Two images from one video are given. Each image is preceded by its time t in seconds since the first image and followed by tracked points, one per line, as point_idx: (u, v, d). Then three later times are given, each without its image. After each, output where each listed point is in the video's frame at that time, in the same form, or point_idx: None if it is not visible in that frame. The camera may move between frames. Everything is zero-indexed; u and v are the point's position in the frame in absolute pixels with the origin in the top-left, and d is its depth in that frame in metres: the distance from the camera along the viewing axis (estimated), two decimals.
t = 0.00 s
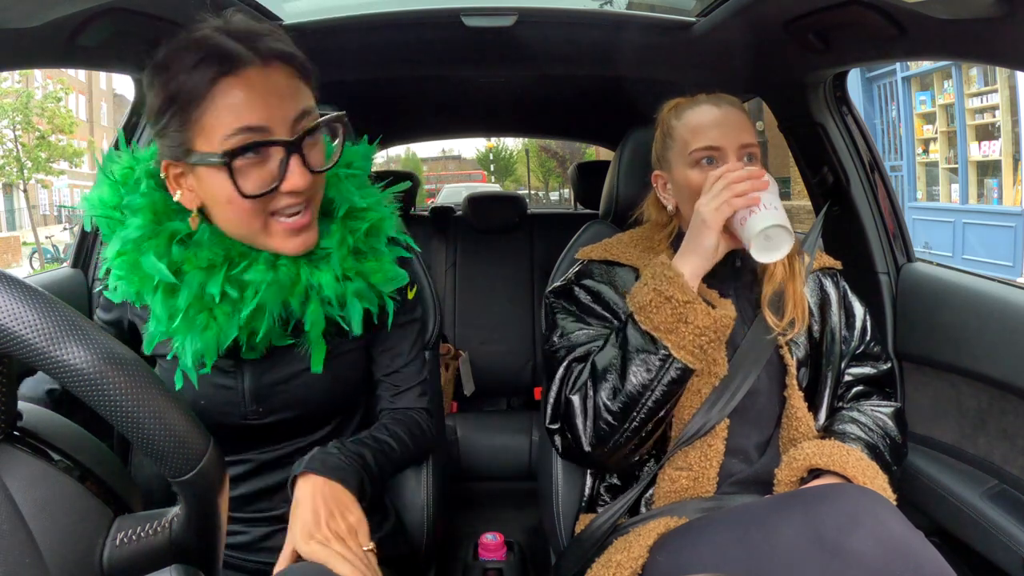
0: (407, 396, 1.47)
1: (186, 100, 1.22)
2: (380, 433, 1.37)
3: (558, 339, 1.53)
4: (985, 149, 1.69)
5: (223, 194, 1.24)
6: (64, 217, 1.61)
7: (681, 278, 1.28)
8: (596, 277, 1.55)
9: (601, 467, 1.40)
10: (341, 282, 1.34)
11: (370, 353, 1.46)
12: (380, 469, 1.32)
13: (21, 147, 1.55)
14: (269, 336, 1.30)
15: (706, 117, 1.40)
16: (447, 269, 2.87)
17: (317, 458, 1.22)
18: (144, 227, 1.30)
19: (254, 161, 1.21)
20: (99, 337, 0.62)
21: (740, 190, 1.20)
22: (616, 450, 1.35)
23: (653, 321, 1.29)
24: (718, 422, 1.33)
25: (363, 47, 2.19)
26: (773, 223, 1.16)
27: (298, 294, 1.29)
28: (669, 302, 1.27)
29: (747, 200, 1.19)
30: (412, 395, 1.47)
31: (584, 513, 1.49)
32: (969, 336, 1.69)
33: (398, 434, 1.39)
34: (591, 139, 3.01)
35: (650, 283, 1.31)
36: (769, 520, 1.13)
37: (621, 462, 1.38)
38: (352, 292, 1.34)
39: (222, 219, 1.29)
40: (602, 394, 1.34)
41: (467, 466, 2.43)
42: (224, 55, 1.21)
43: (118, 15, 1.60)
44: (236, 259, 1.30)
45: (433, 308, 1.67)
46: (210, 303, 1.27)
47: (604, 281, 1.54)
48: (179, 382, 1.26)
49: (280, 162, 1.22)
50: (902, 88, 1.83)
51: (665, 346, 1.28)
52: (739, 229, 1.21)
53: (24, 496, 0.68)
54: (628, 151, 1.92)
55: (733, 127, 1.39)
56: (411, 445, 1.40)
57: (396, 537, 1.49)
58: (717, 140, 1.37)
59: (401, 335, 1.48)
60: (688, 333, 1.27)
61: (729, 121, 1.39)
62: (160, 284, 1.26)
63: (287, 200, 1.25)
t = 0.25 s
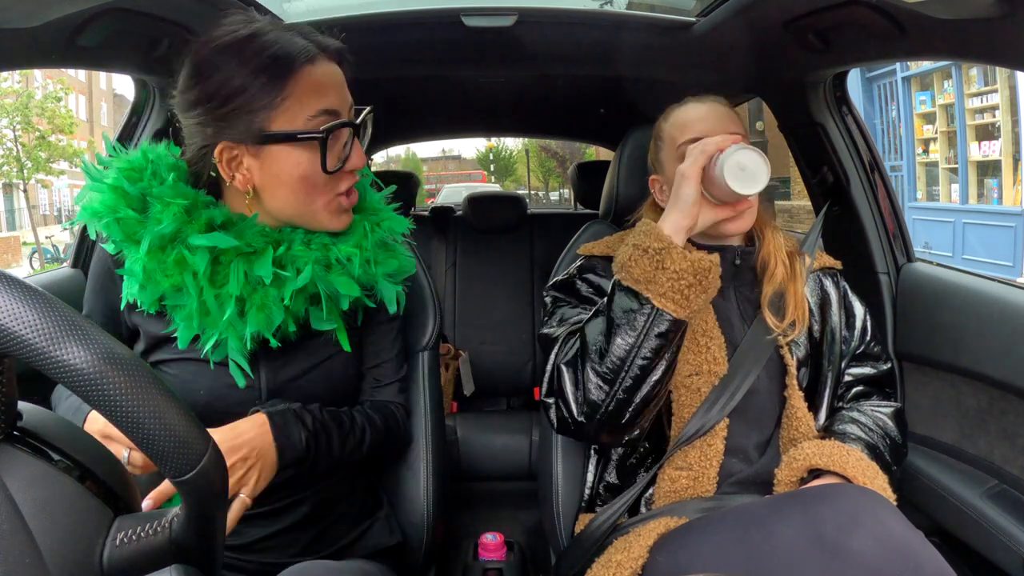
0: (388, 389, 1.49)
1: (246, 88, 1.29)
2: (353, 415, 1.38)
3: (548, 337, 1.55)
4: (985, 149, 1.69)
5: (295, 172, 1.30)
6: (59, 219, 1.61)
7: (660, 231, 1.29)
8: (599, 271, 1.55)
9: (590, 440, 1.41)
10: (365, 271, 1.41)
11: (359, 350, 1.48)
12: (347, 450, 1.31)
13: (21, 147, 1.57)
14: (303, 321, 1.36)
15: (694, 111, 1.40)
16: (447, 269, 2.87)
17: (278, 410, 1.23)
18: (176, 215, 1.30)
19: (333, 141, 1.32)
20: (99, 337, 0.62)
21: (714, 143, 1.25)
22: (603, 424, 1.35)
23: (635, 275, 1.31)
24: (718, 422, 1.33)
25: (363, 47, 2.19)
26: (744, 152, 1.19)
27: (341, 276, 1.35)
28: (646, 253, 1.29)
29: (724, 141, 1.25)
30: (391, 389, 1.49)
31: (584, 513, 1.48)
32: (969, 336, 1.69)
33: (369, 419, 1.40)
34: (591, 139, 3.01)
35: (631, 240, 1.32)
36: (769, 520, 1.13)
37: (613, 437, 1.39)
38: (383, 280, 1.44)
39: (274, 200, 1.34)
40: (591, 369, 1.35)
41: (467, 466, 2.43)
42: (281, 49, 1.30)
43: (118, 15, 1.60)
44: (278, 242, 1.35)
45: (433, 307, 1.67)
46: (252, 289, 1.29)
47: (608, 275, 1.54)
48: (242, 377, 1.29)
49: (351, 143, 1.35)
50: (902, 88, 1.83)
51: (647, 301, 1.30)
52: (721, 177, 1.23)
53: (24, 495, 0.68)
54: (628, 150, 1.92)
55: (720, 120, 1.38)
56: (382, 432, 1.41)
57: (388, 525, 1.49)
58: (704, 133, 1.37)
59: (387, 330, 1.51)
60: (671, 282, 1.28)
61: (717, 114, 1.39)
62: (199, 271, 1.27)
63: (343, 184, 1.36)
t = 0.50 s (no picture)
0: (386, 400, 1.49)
1: (237, 83, 1.29)
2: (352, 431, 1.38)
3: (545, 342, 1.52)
4: (985, 149, 1.69)
5: (283, 168, 1.30)
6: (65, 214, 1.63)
7: (650, 212, 1.31)
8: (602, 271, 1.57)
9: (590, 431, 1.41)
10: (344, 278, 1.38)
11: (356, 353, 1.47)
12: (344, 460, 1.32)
13: (21, 146, 1.57)
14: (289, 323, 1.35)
15: (690, 112, 1.40)
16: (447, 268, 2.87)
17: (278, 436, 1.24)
18: (160, 215, 1.31)
19: (320, 137, 1.32)
20: (99, 337, 0.62)
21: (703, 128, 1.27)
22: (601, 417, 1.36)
23: (628, 260, 1.33)
24: (717, 422, 1.33)
25: (363, 47, 2.19)
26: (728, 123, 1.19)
27: (320, 278, 1.33)
28: (638, 236, 1.31)
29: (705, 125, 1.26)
30: (387, 398, 1.49)
31: (584, 513, 1.48)
32: (969, 336, 1.69)
33: (367, 430, 1.40)
34: (591, 140, 3.01)
35: (626, 225, 1.34)
36: (769, 520, 1.13)
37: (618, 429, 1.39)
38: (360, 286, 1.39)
39: (263, 197, 1.34)
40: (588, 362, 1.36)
41: (467, 466, 2.43)
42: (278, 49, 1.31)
43: (118, 15, 1.60)
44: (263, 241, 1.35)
45: (432, 306, 1.67)
46: (234, 288, 1.29)
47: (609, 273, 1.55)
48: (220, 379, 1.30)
49: (337, 139, 1.35)
50: (902, 88, 1.83)
51: (642, 287, 1.32)
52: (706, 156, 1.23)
53: (24, 496, 0.68)
54: (628, 150, 1.92)
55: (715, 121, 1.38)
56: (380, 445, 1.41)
57: (388, 526, 1.50)
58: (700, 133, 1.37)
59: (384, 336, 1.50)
60: (665, 266, 1.30)
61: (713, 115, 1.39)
62: (182, 272, 1.27)
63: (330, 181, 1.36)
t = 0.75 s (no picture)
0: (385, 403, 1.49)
1: (222, 83, 1.30)
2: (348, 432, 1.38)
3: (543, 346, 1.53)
4: (985, 149, 1.69)
5: (269, 165, 1.31)
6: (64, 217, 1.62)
7: (650, 226, 1.30)
8: (600, 272, 1.56)
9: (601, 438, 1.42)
10: (334, 278, 1.37)
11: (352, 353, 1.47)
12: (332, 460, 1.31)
13: (21, 147, 1.57)
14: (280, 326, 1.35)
15: (691, 112, 1.40)
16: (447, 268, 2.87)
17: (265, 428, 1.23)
18: (151, 218, 1.30)
19: (307, 136, 1.32)
20: (99, 337, 0.62)
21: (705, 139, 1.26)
22: (602, 422, 1.36)
23: (629, 274, 1.30)
24: (717, 422, 1.33)
25: (363, 47, 2.19)
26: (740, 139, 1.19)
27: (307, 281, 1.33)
28: (638, 251, 1.29)
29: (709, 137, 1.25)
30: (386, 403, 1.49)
31: (584, 513, 1.48)
32: (969, 336, 1.69)
33: (360, 433, 1.40)
34: (591, 140, 3.01)
35: (625, 238, 1.32)
36: (769, 520, 1.13)
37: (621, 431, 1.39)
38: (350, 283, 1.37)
39: (251, 196, 1.34)
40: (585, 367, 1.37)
41: (467, 466, 2.43)
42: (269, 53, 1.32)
43: (118, 15, 1.60)
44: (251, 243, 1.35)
45: (432, 306, 1.67)
46: (224, 290, 1.29)
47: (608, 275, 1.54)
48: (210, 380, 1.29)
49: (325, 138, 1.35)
50: (902, 88, 1.83)
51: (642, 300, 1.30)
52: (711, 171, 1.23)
53: (24, 495, 0.68)
54: (628, 150, 1.92)
55: (717, 121, 1.38)
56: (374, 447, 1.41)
57: (387, 526, 1.50)
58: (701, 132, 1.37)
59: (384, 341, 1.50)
60: (666, 281, 1.28)
61: (715, 115, 1.39)
62: (173, 273, 1.27)
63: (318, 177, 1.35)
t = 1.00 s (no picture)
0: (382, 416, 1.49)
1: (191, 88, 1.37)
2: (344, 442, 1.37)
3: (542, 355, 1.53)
4: (985, 149, 1.69)
5: (215, 157, 1.32)
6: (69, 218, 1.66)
7: (660, 268, 1.27)
8: (596, 276, 1.55)
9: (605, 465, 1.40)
10: (308, 283, 1.35)
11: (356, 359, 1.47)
12: (331, 468, 1.31)
13: (21, 146, 1.58)
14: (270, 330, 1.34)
15: (693, 112, 1.40)
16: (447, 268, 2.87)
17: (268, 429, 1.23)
18: (145, 217, 1.36)
19: (246, 126, 1.30)
20: (99, 337, 0.62)
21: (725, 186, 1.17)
22: (604, 446, 1.35)
23: (632, 313, 1.27)
24: (717, 422, 1.33)
25: (363, 46, 2.18)
26: (767, 220, 1.13)
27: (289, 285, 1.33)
28: (646, 293, 1.25)
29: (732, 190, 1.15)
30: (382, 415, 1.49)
31: (584, 514, 1.48)
32: (969, 336, 1.69)
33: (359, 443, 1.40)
34: (591, 139, 3.01)
35: (631, 275, 1.29)
36: (769, 520, 1.13)
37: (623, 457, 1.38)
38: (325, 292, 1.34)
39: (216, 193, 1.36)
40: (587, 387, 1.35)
41: (468, 466, 2.43)
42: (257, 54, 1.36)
43: (118, 15, 1.59)
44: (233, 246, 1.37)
45: (433, 307, 1.67)
46: (200, 289, 1.30)
47: (604, 281, 1.54)
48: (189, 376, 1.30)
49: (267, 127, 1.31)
50: (902, 88, 1.83)
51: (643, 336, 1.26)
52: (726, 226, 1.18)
53: (24, 496, 0.68)
54: (628, 150, 1.92)
55: (720, 120, 1.37)
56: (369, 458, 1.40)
57: (387, 528, 1.49)
58: (704, 132, 1.36)
59: (387, 350, 1.49)
60: (669, 325, 1.25)
61: (718, 114, 1.38)
62: (158, 270, 1.30)
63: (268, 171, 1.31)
